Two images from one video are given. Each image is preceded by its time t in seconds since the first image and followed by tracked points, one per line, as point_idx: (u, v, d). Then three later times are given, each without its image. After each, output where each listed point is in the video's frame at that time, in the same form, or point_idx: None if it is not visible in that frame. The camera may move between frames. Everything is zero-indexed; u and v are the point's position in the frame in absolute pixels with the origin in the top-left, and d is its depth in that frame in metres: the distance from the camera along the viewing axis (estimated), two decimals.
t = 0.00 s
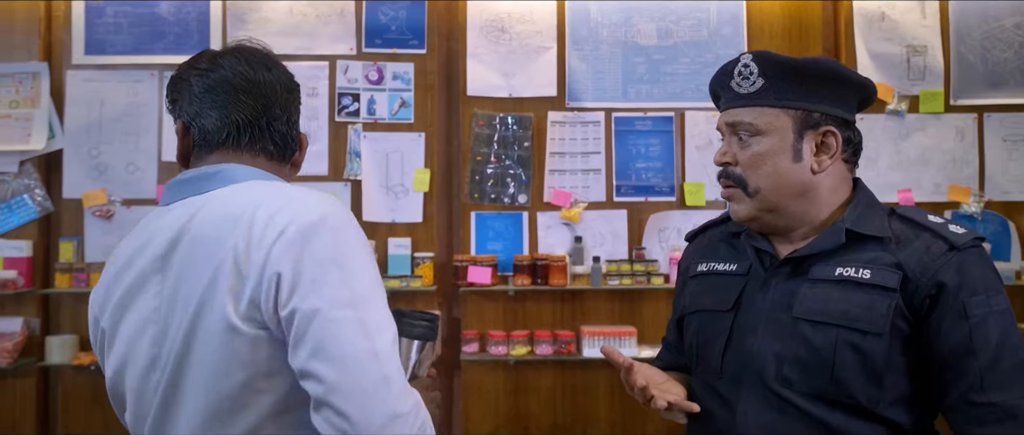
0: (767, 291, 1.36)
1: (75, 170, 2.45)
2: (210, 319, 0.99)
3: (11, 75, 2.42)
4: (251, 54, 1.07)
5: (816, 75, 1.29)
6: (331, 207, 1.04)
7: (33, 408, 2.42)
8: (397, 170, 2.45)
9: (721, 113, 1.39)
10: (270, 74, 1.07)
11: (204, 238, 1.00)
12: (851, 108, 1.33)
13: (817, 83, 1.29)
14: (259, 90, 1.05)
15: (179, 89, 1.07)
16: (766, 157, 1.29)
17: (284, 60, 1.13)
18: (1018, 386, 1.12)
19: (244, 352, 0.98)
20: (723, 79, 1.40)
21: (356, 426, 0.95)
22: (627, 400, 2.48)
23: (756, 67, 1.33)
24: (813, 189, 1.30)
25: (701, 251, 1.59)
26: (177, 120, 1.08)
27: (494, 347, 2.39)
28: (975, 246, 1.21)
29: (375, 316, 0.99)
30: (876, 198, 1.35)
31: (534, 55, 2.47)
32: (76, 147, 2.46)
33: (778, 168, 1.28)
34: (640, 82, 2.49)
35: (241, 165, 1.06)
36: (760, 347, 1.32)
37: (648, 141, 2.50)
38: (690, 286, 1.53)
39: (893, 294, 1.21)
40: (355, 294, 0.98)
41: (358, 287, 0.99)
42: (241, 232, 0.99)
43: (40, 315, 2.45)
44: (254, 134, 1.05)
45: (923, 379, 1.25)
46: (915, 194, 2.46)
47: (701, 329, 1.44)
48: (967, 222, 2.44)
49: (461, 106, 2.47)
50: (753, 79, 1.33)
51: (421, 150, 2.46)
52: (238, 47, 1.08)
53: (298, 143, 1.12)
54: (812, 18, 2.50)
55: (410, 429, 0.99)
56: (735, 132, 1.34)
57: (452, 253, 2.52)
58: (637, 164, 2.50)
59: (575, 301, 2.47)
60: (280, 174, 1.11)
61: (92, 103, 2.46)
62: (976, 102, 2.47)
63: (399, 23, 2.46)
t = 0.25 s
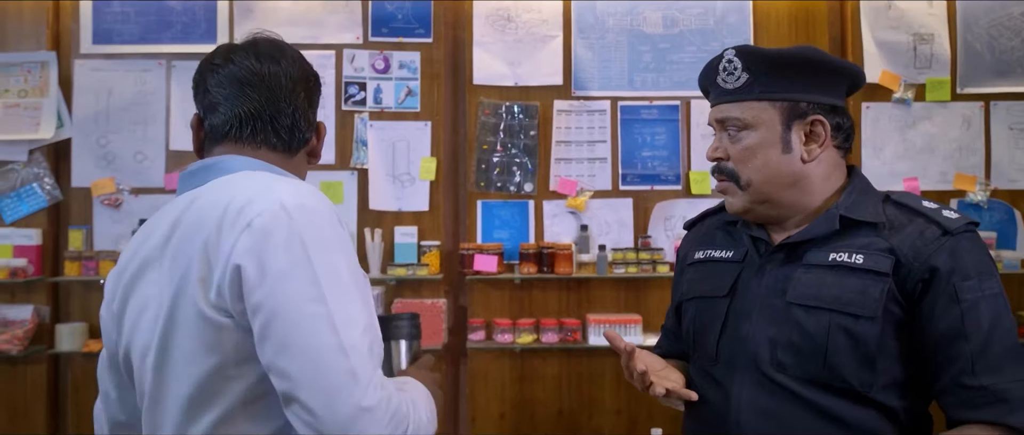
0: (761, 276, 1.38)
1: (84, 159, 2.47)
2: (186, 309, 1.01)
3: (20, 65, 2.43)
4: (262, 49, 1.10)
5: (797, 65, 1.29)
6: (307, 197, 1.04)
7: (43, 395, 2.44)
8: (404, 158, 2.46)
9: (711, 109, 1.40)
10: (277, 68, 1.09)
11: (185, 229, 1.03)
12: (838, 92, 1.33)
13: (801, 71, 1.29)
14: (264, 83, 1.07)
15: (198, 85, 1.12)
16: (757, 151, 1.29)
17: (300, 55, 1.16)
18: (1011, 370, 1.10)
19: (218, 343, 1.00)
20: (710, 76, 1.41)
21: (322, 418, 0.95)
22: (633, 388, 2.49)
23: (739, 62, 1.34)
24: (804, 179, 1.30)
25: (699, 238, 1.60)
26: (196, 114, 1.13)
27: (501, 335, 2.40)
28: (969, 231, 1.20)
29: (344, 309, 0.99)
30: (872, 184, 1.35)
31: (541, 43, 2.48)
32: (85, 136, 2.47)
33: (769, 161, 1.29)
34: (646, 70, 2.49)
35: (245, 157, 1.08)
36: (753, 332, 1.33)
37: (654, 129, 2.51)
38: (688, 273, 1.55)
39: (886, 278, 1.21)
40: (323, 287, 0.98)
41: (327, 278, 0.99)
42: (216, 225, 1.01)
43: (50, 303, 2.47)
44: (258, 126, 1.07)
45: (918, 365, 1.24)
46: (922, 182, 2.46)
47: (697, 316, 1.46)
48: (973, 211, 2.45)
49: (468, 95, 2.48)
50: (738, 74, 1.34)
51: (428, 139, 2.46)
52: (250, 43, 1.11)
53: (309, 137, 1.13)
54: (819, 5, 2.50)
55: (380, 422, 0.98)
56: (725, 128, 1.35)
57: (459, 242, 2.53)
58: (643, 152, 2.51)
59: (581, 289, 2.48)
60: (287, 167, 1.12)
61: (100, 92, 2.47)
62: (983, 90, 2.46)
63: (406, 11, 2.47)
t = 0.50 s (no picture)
0: (758, 268, 1.40)
1: (90, 156, 2.49)
2: (197, 294, 1.09)
3: (26, 62, 2.45)
4: (275, 78, 1.17)
5: (777, 63, 1.30)
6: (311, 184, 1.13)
7: (50, 389, 2.47)
8: (407, 155, 2.48)
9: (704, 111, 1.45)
10: (289, 96, 1.17)
11: (198, 220, 1.12)
12: (824, 87, 1.32)
13: (780, 69, 1.30)
14: (275, 112, 1.15)
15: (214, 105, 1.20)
16: (740, 149, 1.32)
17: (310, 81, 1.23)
18: (1005, 365, 1.11)
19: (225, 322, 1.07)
20: (701, 80, 1.45)
21: (324, 382, 1.02)
22: (634, 381, 2.52)
23: (722, 65, 1.37)
24: (790, 175, 1.31)
25: (702, 234, 1.62)
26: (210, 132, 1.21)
27: (503, 330, 2.43)
28: (965, 227, 1.21)
29: (343, 282, 1.06)
30: (870, 181, 1.36)
31: (543, 41, 2.50)
32: (91, 132, 2.49)
33: (751, 159, 1.31)
34: (647, 67, 2.51)
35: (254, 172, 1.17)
36: (750, 323, 1.36)
37: (655, 126, 2.53)
38: (690, 267, 1.58)
39: (880, 272, 1.23)
40: (324, 261, 1.06)
41: (327, 256, 1.07)
42: (226, 212, 1.09)
43: (56, 298, 2.50)
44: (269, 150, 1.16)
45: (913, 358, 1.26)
46: (920, 179, 2.49)
47: (698, 309, 1.49)
48: (971, 207, 2.47)
49: (470, 92, 2.49)
50: (721, 77, 1.37)
51: (430, 135, 2.48)
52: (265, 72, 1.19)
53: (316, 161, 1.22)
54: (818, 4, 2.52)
55: (379, 385, 1.04)
56: (715, 128, 1.39)
57: (461, 237, 2.55)
58: (644, 148, 2.53)
59: (583, 284, 2.50)
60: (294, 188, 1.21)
61: (106, 89, 2.49)
62: (982, 87, 2.48)
63: (408, 9, 2.49)
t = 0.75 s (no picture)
0: (764, 262, 1.42)
1: (99, 152, 2.51)
2: (212, 286, 1.11)
3: (35, 58, 2.47)
4: (301, 90, 1.20)
5: (778, 61, 1.30)
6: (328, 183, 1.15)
7: (60, 383, 2.49)
8: (413, 150, 2.49)
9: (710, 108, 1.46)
10: (312, 108, 1.19)
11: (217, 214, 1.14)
12: (825, 81, 1.32)
13: (781, 65, 1.31)
14: (297, 122, 1.17)
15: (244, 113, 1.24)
16: (742, 144, 1.33)
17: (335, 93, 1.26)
18: (1005, 352, 1.12)
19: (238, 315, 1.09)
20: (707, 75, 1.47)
21: (330, 373, 1.02)
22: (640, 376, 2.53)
23: (724, 61, 1.38)
24: (791, 169, 1.31)
25: (711, 231, 1.63)
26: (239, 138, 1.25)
27: (508, 325, 2.45)
28: (967, 217, 1.21)
29: (356, 275, 1.08)
30: (875, 174, 1.35)
31: (548, 36, 2.50)
32: (100, 128, 2.51)
33: (753, 154, 1.32)
34: (653, 63, 2.52)
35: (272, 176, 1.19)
36: (755, 315, 1.37)
37: (661, 121, 2.53)
38: (699, 263, 1.59)
39: (882, 261, 1.24)
40: (338, 255, 1.08)
41: (341, 250, 1.08)
42: (245, 206, 1.11)
43: (65, 292, 2.52)
44: (290, 160, 1.19)
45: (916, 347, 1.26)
46: (926, 174, 2.49)
47: (705, 302, 1.51)
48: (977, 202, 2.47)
49: (476, 88, 2.50)
50: (723, 73, 1.38)
51: (437, 131, 2.49)
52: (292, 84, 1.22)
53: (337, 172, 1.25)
54: None
55: (385, 379, 1.05)
56: (719, 124, 1.40)
57: (467, 232, 2.57)
58: (650, 144, 2.53)
59: (588, 279, 2.51)
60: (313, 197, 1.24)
61: (114, 85, 2.51)
62: (987, 83, 2.48)
63: (415, 5, 2.49)
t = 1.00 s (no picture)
0: (768, 261, 1.42)
1: (103, 147, 2.52)
2: (222, 279, 1.11)
3: (39, 54, 2.47)
4: (332, 77, 1.19)
5: (777, 63, 1.30)
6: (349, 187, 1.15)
7: (64, 378, 2.50)
8: (416, 146, 2.50)
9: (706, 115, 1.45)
10: (342, 95, 1.18)
11: (234, 208, 1.15)
12: (821, 78, 1.33)
13: (781, 67, 1.30)
14: (325, 108, 1.16)
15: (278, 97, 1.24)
16: (747, 149, 1.33)
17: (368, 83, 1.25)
18: (1004, 345, 1.12)
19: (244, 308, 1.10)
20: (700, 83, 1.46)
21: (329, 376, 1.03)
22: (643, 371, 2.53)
23: (721, 67, 1.37)
24: (800, 170, 1.32)
25: (714, 230, 1.64)
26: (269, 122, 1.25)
27: (511, 320, 2.45)
28: (969, 209, 1.22)
29: (364, 285, 1.08)
30: (876, 169, 1.36)
31: (551, 32, 2.51)
32: (104, 124, 2.52)
33: (760, 158, 1.32)
34: (656, 59, 2.52)
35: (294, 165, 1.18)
36: (760, 314, 1.38)
37: (663, 117, 2.53)
38: (704, 264, 1.60)
39: (884, 257, 1.24)
40: (347, 262, 1.07)
41: (353, 258, 1.08)
42: (261, 203, 1.12)
43: (70, 288, 2.53)
44: (315, 147, 1.18)
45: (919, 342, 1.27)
46: (929, 170, 2.49)
47: (712, 303, 1.51)
48: (980, 197, 2.47)
49: (479, 83, 2.51)
50: (721, 79, 1.38)
51: (439, 126, 2.50)
52: (325, 70, 1.21)
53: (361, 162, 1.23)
54: None
55: (382, 388, 1.04)
56: (719, 130, 1.39)
57: (470, 228, 2.57)
58: (653, 139, 2.53)
59: (591, 275, 2.52)
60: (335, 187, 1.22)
61: (119, 81, 2.51)
62: (990, 78, 2.48)
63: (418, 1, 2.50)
